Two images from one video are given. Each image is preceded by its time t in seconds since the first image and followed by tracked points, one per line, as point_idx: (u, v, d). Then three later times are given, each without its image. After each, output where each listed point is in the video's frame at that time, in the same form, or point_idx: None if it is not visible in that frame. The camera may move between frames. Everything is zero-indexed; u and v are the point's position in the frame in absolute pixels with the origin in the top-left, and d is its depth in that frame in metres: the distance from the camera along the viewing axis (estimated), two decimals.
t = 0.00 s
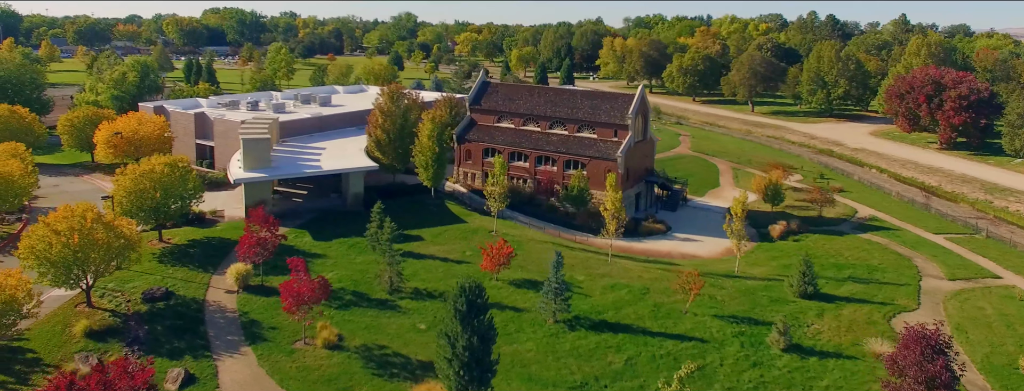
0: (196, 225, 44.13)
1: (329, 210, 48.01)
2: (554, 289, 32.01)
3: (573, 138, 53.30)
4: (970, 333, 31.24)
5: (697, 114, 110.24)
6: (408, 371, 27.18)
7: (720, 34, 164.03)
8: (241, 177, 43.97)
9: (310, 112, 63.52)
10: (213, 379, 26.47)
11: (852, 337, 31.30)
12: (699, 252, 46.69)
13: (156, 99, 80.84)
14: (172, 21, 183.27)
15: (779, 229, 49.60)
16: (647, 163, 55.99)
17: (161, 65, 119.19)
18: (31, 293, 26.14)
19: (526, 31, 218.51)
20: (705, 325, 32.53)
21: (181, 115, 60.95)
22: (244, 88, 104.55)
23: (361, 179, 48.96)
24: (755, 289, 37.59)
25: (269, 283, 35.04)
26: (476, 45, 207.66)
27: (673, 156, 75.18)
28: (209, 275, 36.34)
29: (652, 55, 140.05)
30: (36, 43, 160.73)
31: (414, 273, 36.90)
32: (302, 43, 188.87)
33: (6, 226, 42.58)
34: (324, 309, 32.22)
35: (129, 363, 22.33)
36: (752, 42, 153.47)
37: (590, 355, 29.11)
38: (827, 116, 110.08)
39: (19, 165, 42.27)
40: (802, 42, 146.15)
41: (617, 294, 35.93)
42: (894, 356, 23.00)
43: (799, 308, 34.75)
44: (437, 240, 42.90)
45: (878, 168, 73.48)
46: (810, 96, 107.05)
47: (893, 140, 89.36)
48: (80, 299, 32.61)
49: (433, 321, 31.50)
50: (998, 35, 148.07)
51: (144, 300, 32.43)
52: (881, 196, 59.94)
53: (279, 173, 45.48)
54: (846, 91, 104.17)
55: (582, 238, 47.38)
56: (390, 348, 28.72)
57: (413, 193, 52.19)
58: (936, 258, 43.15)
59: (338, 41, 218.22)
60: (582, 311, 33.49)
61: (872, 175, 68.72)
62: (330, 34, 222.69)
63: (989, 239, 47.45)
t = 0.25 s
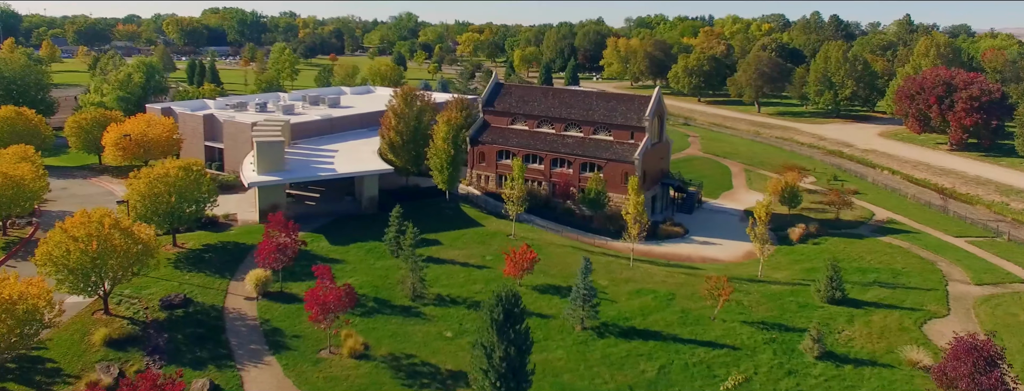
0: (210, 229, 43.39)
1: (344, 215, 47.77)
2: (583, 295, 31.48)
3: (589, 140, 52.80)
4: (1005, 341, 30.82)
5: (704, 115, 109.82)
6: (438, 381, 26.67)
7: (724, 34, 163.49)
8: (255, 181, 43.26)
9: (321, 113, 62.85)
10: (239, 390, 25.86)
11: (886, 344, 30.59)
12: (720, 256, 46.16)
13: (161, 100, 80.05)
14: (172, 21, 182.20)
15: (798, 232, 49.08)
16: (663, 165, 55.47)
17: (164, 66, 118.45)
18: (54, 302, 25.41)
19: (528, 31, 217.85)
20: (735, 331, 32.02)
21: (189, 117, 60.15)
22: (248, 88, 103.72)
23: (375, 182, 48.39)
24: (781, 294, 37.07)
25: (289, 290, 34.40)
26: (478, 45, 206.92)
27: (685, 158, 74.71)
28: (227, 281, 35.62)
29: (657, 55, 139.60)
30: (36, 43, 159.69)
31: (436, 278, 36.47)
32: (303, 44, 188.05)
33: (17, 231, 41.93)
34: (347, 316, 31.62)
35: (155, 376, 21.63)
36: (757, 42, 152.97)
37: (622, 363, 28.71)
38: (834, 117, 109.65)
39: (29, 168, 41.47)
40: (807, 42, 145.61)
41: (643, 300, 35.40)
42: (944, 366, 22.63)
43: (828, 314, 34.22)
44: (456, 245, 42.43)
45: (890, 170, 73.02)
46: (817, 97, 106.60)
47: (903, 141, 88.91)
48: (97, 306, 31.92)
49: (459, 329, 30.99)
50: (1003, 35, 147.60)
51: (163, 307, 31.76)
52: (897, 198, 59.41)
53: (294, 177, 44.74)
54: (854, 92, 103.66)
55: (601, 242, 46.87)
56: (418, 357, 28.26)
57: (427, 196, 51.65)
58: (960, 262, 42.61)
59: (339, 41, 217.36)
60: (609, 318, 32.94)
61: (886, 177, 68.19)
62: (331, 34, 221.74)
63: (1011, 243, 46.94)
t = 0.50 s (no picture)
0: (223, 233, 42.62)
1: (358, 218, 46.94)
2: (611, 301, 30.97)
3: (604, 142, 52.30)
4: None
5: (710, 116, 109.38)
6: None
7: (726, 34, 163.08)
8: (270, 184, 42.55)
9: (330, 115, 62.16)
10: None
11: (919, 351, 29.93)
12: (739, 260, 45.69)
13: (166, 101, 79.23)
14: (172, 21, 181.04)
15: (817, 234, 48.53)
16: (678, 167, 54.97)
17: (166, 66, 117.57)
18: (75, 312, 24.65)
19: (529, 31, 217.33)
20: (765, 338, 31.49)
21: (197, 119, 59.37)
22: (252, 89, 102.87)
23: (390, 185, 47.79)
24: (807, 299, 36.52)
25: (309, 296, 33.75)
26: (479, 45, 206.22)
27: (695, 160, 74.19)
28: (244, 288, 34.88)
29: (660, 56, 139.22)
30: (34, 43, 158.49)
31: (457, 284, 35.90)
32: (304, 44, 187.11)
33: (27, 235, 41.23)
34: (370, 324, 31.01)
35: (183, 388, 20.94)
36: (760, 42, 152.58)
37: (654, 372, 28.35)
38: (840, 118, 109.30)
39: (40, 171, 40.87)
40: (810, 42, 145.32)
41: (669, 306, 34.88)
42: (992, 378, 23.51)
43: (857, 319, 33.57)
44: (474, 249, 41.83)
45: (902, 171, 72.59)
46: (823, 98, 106.18)
47: (912, 142, 88.54)
48: (114, 314, 31.22)
49: (486, 336, 30.45)
50: (1006, 35, 147.74)
51: (181, 315, 31.07)
52: (913, 200, 58.92)
53: (308, 180, 44.03)
54: (861, 93, 102.76)
55: (619, 245, 46.31)
56: (446, 366, 27.74)
57: (441, 199, 51.06)
58: (983, 266, 42.13)
59: (339, 41, 216.45)
60: (636, 325, 32.40)
61: (899, 179, 67.73)
62: (332, 34, 220.79)
63: None
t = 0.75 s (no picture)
0: (236, 238, 41.85)
1: (372, 222, 46.20)
2: (639, 308, 30.41)
3: (619, 145, 51.78)
4: None
5: (715, 116, 108.96)
6: None
7: (728, 34, 162.77)
8: (283, 188, 41.82)
9: (339, 117, 61.43)
10: None
11: (954, 358, 29.33)
12: (758, 263, 45.21)
13: (170, 102, 78.39)
14: (170, 21, 179.72)
15: (835, 237, 48.00)
16: (693, 170, 54.47)
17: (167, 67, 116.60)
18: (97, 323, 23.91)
19: (529, 32, 216.77)
20: (796, 344, 30.91)
21: (204, 120, 58.53)
22: (255, 90, 102.00)
23: (404, 188, 47.17)
24: (833, 304, 35.97)
25: (328, 303, 33.08)
26: (479, 45, 205.44)
27: (705, 161, 73.73)
28: (262, 294, 34.14)
29: (663, 56, 138.86)
30: (32, 43, 157.11)
31: (478, 290, 35.27)
32: (303, 44, 186.01)
33: (37, 240, 40.45)
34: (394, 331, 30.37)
35: None
36: (762, 42, 152.30)
37: (687, 380, 27.79)
38: (845, 118, 108.99)
39: (49, 174, 40.22)
40: (813, 43, 145.12)
41: (694, 311, 34.36)
42: None
43: (886, 325, 32.97)
44: (492, 254, 41.21)
45: (912, 172, 72.21)
46: (829, 98, 105.82)
47: (919, 143, 88.21)
48: (130, 322, 30.49)
49: (512, 344, 29.83)
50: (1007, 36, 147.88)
51: (199, 323, 30.34)
52: (927, 202, 58.48)
53: (322, 183, 43.34)
54: (866, 93, 102.69)
55: (636, 249, 45.77)
56: (475, 376, 27.11)
57: (455, 202, 50.44)
58: (1006, 270, 41.67)
59: (339, 41, 215.52)
60: (664, 331, 31.84)
61: (910, 180, 67.31)
62: (331, 34, 219.83)
63: None
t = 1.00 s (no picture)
0: (247, 242, 41.07)
1: (385, 226, 45.52)
2: (668, 314, 29.90)
3: (633, 146, 51.30)
4: None
5: (719, 117, 108.60)
6: None
7: (729, 34, 162.46)
8: (297, 192, 41.10)
9: (347, 118, 60.69)
10: None
11: (988, 365, 28.81)
12: (777, 266, 44.73)
13: (172, 103, 77.42)
14: (167, 21, 178.14)
15: (852, 241, 47.45)
16: (706, 171, 54.06)
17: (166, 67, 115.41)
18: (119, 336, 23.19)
19: (528, 32, 216.13)
20: (825, 350, 30.32)
21: (210, 122, 57.67)
22: (256, 91, 100.99)
23: (417, 191, 46.48)
24: (858, 308, 35.40)
25: (348, 310, 32.42)
26: (478, 45, 204.53)
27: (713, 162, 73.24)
28: (279, 301, 33.39)
29: (665, 56, 138.62)
30: (27, 44, 155.45)
31: (499, 296, 34.70)
32: (301, 44, 184.76)
33: (44, 245, 39.65)
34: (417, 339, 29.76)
35: None
36: (763, 43, 152.06)
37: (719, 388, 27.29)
38: (849, 119, 108.80)
39: (57, 179, 39.31)
40: (814, 43, 145.02)
41: (720, 317, 33.87)
42: None
43: (914, 330, 32.40)
44: (509, 258, 40.62)
45: (921, 173, 71.93)
46: (833, 99, 105.50)
47: (925, 144, 87.97)
48: (146, 331, 29.77)
49: (539, 352, 29.26)
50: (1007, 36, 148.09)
51: (217, 332, 29.65)
52: (940, 204, 58.04)
53: (335, 187, 42.59)
54: (870, 94, 102.12)
55: (653, 252, 45.26)
56: (504, 385, 26.55)
57: (467, 205, 49.83)
58: None
59: (337, 41, 214.30)
60: (691, 338, 31.34)
61: (921, 182, 66.96)
62: (330, 34, 218.60)
63: None
